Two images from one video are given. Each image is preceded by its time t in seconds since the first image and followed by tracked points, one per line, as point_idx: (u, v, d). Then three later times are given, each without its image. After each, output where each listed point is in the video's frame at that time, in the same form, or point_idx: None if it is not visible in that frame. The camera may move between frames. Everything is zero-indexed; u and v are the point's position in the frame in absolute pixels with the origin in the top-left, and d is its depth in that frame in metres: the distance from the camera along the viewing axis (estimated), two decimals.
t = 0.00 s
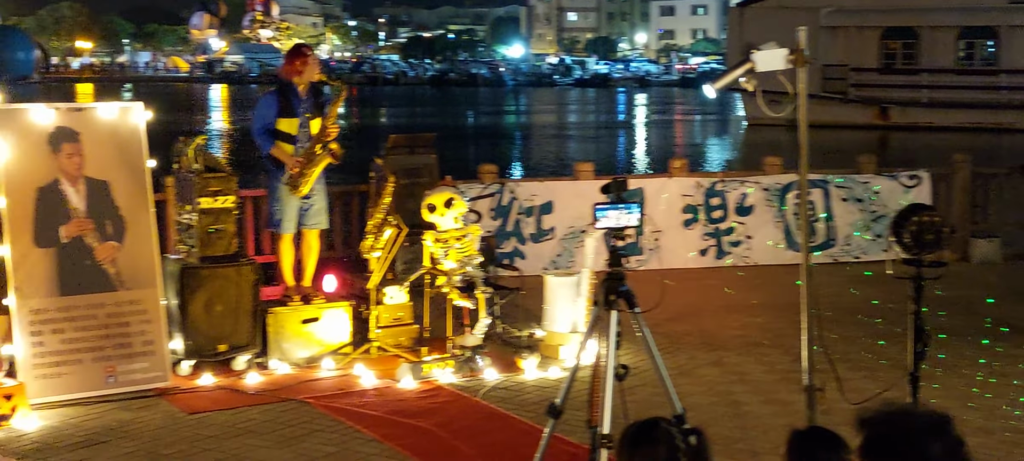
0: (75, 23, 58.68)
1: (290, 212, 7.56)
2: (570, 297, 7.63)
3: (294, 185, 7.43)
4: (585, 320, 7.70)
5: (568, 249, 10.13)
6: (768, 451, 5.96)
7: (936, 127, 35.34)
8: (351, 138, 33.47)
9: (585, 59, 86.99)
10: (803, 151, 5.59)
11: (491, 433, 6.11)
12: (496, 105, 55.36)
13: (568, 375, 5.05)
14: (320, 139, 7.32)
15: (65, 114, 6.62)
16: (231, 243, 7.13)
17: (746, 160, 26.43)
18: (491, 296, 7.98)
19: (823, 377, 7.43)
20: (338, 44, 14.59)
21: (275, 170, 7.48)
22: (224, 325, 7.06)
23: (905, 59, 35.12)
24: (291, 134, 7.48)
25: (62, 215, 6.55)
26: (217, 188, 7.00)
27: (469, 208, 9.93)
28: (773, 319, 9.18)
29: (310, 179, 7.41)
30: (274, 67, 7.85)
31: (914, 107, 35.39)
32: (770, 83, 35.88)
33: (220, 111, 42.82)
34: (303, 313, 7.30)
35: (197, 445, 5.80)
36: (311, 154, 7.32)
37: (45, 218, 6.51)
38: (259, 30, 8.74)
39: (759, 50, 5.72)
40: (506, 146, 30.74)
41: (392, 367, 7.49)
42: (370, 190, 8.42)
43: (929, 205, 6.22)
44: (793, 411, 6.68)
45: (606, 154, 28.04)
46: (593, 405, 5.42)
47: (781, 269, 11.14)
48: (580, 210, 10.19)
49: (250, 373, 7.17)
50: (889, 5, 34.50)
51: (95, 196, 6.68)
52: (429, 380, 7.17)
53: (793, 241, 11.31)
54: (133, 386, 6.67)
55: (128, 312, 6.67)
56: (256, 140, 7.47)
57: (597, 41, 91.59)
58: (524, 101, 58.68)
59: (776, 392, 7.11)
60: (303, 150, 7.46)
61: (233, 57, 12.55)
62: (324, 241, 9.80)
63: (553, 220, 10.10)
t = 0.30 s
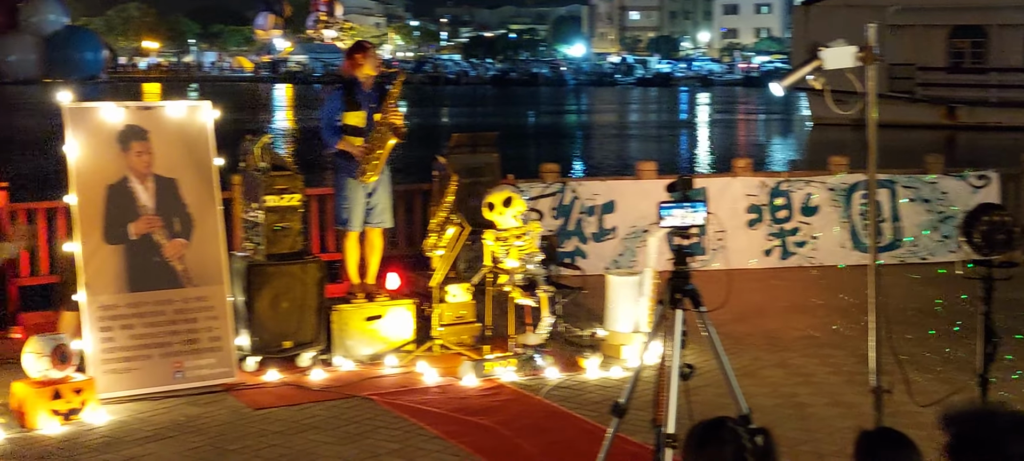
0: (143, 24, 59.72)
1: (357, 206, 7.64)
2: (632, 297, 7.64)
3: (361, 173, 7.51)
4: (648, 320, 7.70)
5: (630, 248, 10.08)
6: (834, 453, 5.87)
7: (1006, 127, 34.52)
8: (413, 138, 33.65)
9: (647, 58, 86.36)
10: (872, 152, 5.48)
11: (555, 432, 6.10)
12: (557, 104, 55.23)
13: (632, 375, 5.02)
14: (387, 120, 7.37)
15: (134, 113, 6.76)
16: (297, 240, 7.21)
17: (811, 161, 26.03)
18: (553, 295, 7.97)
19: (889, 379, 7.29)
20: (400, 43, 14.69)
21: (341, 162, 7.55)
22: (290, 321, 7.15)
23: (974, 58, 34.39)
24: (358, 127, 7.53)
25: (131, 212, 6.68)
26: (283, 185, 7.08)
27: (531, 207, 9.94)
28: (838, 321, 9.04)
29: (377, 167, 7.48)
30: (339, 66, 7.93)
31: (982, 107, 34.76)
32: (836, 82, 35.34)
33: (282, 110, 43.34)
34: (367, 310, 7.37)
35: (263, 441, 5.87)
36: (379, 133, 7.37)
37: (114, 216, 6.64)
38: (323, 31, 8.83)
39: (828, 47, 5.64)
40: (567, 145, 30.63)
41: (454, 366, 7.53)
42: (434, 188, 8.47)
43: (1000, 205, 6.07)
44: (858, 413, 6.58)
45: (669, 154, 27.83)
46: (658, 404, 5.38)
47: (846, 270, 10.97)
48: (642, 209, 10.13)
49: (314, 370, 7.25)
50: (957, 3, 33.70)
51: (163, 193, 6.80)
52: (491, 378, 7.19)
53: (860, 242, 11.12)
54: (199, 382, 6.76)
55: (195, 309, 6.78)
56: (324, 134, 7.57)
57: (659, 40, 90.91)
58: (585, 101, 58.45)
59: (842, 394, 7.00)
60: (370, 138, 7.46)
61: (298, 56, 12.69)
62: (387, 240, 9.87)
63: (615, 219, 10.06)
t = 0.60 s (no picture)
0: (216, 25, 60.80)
1: (423, 206, 7.69)
2: (696, 298, 7.62)
3: (426, 173, 7.59)
4: (712, 322, 7.64)
5: (695, 249, 10.01)
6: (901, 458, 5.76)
7: None
8: (478, 137, 33.79)
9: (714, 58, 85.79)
10: (941, 153, 5.36)
11: (618, 433, 6.09)
12: (622, 104, 55.01)
13: (696, 378, 4.98)
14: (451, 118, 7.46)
15: (204, 113, 6.89)
16: (362, 240, 7.30)
17: (880, 161, 25.58)
18: (617, 295, 7.94)
19: (958, 383, 7.14)
20: (465, 43, 14.78)
21: (407, 162, 7.63)
22: (355, 320, 7.23)
23: None
24: (424, 126, 7.60)
25: (200, 211, 6.81)
26: (349, 185, 7.19)
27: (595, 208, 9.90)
28: (906, 324, 8.88)
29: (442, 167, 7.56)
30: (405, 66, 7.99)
31: None
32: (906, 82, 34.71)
33: (349, 111, 43.85)
34: (432, 310, 7.43)
35: (328, 438, 5.95)
36: (443, 134, 7.49)
37: (184, 215, 6.77)
38: (390, 31, 8.92)
39: (896, 48, 5.53)
40: (632, 145, 30.55)
41: (518, 366, 7.55)
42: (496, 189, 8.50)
43: None
44: (925, 417, 6.46)
45: (735, 154, 27.63)
46: (721, 407, 5.33)
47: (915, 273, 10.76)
48: (707, 210, 10.06)
49: (379, 368, 7.32)
50: None
51: (232, 192, 6.92)
52: (554, 379, 7.19)
53: (929, 244, 10.89)
54: (266, 379, 6.87)
55: (263, 306, 6.89)
56: (391, 133, 7.65)
57: (727, 39, 90.21)
58: (651, 101, 58.17)
59: (909, 398, 6.88)
60: (435, 139, 7.54)
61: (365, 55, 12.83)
62: (451, 239, 9.92)
63: (680, 220, 10.00)
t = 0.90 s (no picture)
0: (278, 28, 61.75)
1: (480, 206, 7.72)
2: (755, 300, 7.57)
3: (483, 175, 7.61)
4: (771, 324, 7.57)
5: (754, 250, 9.93)
6: None
7: None
8: (535, 138, 33.89)
9: (774, 59, 85.16)
10: (1003, 155, 5.24)
11: (674, 434, 6.07)
12: (680, 104, 54.77)
13: (753, 381, 4.94)
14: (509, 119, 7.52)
15: (265, 114, 6.98)
16: (420, 240, 7.34)
17: (944, 162, 25.20)
18: (674, 297, 7.91)
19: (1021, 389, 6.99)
20: (523, 44, 14.85)
21: (465, 163, 7.67)
22: (413, 320, 7.28)
23: None
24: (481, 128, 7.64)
25: (261, 211, 6.91)
26: (407, 185, 7.24)
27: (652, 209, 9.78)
28: (969, 327, 8.71)
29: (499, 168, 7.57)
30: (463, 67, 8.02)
31: None
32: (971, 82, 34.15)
33: (409, 111, 44.21)
34: (489, 310, 7.46)
35: (386, 437, 6.00)
36: (501, 135, 7.54)
37: (246, 215, 6.87)
38: (448, 32, 8.98)
39: (957, 49, 5.42)
40: (691, 146, 30.43)
41: (574, 367, 7.53)
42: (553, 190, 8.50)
43: None
44: (987, 422, 6.33)
45: (795, 155, 27.40)
46: (779, 409, 5.28)
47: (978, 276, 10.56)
48: (766, 211, 9.96)
49: (436, 368, 7.37)
50: None
51: (292, 193, 7.01)
52: (611, 380, 7.17)
53: (992, 246, 10.72)
54: (325, 377, 6.95)
55: (321, 305, 6.97)
56: (449, 134, 7.69)
57: (787, 39, 89.33)
58: (710, 101, 57.85)
59: (971, 402, 6.74)
60: (493, 139, 7.60)
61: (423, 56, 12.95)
62: (507, 240, 9.93)
63: (739, 221, 9.91)
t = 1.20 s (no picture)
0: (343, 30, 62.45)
1: (544, 206, 7.71)
2: (822, 302, 7.47)
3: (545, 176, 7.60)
4: (838, 325, 7.48)
5: (821, 251, 9.79)
6: None
7: None
8: (598, 137, 33.82)
9: (842, 57, 84.01)
10: None
11: (740, 436, 6.01)
12: (745, 103, 54.25)
13: (820, 382, 4.87)
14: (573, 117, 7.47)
15: (330, 115, 7.05)
16: (484, 239, 7.36)
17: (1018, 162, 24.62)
18: (739, 298, 7.83)
19: None
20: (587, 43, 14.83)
21: (528, 163, 7.68)
22: (476, 319, 7.31)
23: None
24: (545, 128, 7.63)
25: (327, 210, 6.97)
26: (471, 185, 7.27)
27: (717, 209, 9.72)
28: None
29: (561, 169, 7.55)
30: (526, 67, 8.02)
31: None
32: None
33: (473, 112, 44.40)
34: (552, 310, 7.45)
35: (450, 436, 6.02)
36: (564, 135, 7.47)
37: (312, 214, 6.95)
38: (512, 32, 8.99)
39: None
40: (756, 145, 30.14)
41: (638, 367, 7.49)
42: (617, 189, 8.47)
43: None
44: None
45: (862, 155, 26.99)
46: (848, 412, 5.20)
47: None
48: (834, 212, 9.80)
49: (500, 367, 7.38)
50: None
51: (357, 192, 7.07)
52: (675, 381, 7.12)
53: None
54: (390, 375, 7.01)
55: (386, 304, 7.03)
56: (513, 135, 7.70)
57: (855, 38, 88.06)
58: (776, 100, 57.26)
59: None
60: (555, 139, 7.57)
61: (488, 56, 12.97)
62: (572, 240, 9.93)
63: (805, 222, 9.77)
